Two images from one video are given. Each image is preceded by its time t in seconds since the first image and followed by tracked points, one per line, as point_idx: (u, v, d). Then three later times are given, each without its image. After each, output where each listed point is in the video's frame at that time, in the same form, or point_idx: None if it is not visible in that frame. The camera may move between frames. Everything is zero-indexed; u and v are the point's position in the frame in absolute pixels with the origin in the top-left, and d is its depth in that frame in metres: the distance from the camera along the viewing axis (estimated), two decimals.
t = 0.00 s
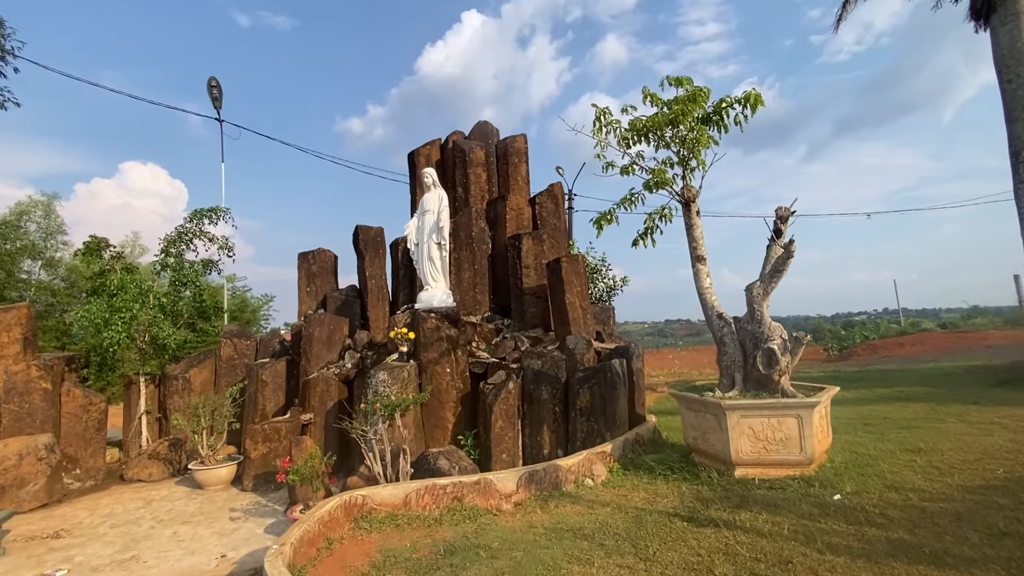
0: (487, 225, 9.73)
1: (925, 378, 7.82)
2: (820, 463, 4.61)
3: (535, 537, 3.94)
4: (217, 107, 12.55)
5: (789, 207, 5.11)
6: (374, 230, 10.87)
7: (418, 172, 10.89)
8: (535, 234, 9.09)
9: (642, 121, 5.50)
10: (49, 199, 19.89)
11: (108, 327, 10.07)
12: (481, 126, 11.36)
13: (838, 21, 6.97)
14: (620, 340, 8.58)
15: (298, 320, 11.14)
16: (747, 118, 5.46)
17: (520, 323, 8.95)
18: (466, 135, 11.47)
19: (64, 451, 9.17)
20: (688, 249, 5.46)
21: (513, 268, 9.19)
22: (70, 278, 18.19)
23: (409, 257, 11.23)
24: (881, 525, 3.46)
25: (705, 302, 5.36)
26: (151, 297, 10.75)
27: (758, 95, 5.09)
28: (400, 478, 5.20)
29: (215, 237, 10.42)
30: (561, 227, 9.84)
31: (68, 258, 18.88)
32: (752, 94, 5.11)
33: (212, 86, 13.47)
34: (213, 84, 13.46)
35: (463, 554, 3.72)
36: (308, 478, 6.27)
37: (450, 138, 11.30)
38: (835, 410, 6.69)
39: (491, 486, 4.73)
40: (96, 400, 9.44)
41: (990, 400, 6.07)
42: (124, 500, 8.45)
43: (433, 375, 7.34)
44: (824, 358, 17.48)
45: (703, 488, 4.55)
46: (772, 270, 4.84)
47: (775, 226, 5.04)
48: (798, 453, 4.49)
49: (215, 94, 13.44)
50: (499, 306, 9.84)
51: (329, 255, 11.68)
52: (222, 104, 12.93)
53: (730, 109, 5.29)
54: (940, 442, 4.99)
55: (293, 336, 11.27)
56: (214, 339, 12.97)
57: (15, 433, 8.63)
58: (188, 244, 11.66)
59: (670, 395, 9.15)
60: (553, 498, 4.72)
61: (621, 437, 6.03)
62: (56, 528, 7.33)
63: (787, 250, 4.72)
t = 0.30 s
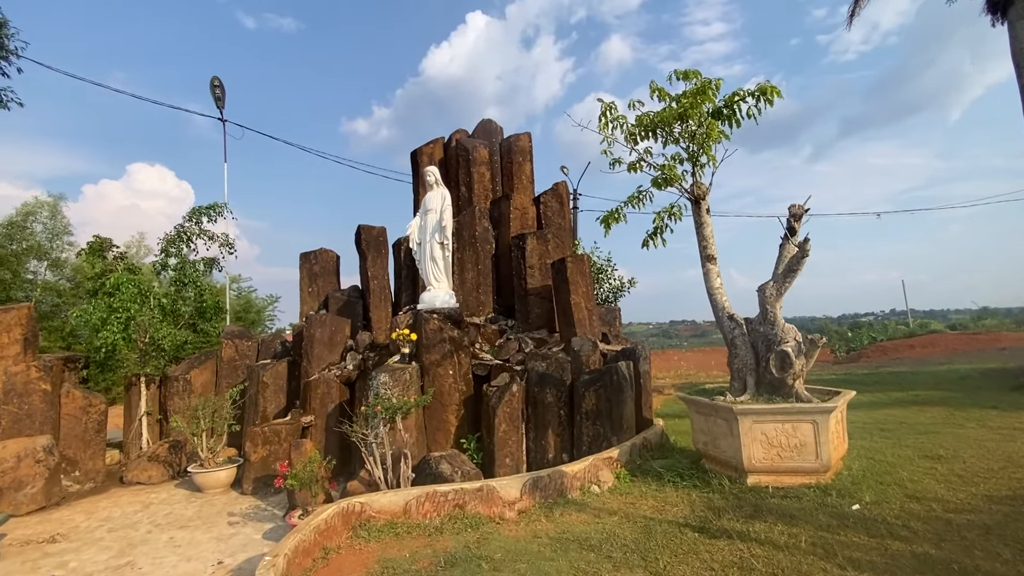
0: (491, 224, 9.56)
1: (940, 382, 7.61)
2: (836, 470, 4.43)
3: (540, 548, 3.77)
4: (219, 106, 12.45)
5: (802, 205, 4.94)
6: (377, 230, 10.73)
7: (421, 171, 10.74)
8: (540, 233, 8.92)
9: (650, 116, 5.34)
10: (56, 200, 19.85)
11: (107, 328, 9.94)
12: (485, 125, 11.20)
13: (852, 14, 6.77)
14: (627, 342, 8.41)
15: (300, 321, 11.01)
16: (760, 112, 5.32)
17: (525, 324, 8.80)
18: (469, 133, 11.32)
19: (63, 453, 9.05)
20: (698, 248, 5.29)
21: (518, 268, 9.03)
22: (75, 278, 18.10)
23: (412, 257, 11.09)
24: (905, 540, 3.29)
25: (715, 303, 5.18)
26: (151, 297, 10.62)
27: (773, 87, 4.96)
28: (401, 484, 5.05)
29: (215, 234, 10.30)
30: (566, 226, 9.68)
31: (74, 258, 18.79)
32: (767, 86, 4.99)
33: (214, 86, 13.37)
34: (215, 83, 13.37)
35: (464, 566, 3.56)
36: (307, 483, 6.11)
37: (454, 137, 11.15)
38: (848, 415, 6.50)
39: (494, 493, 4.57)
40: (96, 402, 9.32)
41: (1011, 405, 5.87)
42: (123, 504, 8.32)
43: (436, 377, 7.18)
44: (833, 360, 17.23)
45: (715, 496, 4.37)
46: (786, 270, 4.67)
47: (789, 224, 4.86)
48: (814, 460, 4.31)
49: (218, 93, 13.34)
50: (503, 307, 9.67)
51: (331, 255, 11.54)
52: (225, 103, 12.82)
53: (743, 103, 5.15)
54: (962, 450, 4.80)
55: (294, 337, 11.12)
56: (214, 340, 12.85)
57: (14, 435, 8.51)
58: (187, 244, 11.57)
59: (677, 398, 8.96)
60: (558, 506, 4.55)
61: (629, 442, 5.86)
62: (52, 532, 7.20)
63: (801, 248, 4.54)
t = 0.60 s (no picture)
0: (493, 225, 9.37)
1: (957, 387, 7.37)
2: (854, 481, 4.22)
3: (542, 564, 3.57)
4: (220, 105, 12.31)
5: (816, 204, 4.73)
6: (378, 231, 10.56)
7: (423, 172, 10.57)
8: (543, 234, 8.73)
9: (656, 112, 5.14)
10: (60, 203, 19.72)
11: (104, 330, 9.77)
12: (487, 124, 11.02)
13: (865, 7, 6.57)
14: (632, 345, 8.21)
15: (300, 323, 10.84)
16: (772, 107, 5.12)
17: (528, 326, 8.60)
18: (472, 132, 11.15)
19: (58, 458, 8.88)
20: (707, 248, 5.09)
21: (520, 269, 8.85)
22: (78, 280, 17.98)
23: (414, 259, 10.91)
24: (931, 560, 3.07)
25: (725, 306, 4.98)
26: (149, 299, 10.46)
27: (785, 79, 4.76)
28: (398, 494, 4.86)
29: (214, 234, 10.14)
30: (570, 227, 9.48)
31: (76, 260, 18.68)
32: (779, 78, 4.79)
33: (215, 86, 13.24)
34: (216, 83, 13.23)
35: None
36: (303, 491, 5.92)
37: (456, 137, 10.98)
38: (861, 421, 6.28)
39: (495, 505, 4.37)
40: (92, 405, 9.15)
41: None
42: (118, 510, 8.14)
43: (436, 381, 6.98)
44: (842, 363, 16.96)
45: (726, 508, 4.16)
46: (801, 271, 4.47)
47: (803, 224, 4.66)
48: (830, 471, 4.10)
49: (219, 94, 13.20)
50: (506, 309, 9.48)
51: (332, 257, 11.37)
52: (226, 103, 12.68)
53: (753, 96, 4.96)
54: (984, 460, 4.58)
55: (293, 339, 10.95)
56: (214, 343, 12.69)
57: (9, 439, 8.34)
58: (185, 245, 11.42)
59: (684, 402, 8.74)
60: (562, 518, 4.36)
61: (635, 449, 5.65)
62: (44, 540, 7.03)
63: (817, 249, 4.34)
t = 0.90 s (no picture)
0: (496, 227, 9.20)
1: (973, 393, 7.16)
2: (872, 495, 4.03)
3: None
4: (220, 107, 12.18)
5: (830, 205, 4.56)
6: (379, 234, 10.40)
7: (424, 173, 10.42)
8: (546, 236, 8.56)
9: (663, 110, 4.97)
10: (64, 206, 19.64)
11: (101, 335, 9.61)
12: (489, 125, 10.87)
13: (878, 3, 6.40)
14: (638, 350, 8.02)
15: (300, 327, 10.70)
16: (783, 105, 4.94)
17: (531, 331, 8.42)
18: (474, 134, 10.99)
19: (54, 464, 8.72)
20: (717, 251, 4.91)
21: (523, 272, 8.68)
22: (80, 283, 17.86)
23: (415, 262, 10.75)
24: None
25: (736, 311, 4.80)
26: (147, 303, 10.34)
27: (797, 75, 4.58)
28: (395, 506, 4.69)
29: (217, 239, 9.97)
30: (574, 229, 9.32)
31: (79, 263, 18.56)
32: (790, 75, 4.61)
33: (216, 87, 13.11)
34: (217, 85, 13.11)
35: None
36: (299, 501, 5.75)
37: (458, 138, 10.83)
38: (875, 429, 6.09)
39: (496, 519, 4.19)
40: (89, 411, 8.99)
41: None
42: (113, 518, 7.98)
43: (437, 388, 6.81)
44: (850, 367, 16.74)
45: (738, 523, 3.98)
46: (816, 275, 4.28)
47: (817, 226, 4.48)
48: (847, 484, 3.91)
49: (220, 95, 13.08)
50: (509, 313, 9.31)
51: (333, 260, 11.23)
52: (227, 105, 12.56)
53: (764, 94, 4.79)
54: (1008, 472, 4.39)
55: (293, 344, 10.79)
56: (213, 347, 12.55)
57: (4, 446, 8.14)
58: (185, 248, 11.29)
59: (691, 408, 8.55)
60: (566, 533, 4.17)
61: (642, 459, 5.47)
62: (37, 550, 6.87)
63: (833, 252, 4.16)
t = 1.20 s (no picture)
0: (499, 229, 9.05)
1: (989, 399, 6.97)
2: (890, 507, 3.86)
3: None
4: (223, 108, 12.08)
5: (844, 205, 4.39)
6: (381, 235, 10.26)
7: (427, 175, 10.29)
8: (550, 238, 8.41)
9: (670, 107, 4.82)
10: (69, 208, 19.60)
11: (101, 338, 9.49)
12: (493, 126, 10.73)
13: None
14: (644, 354, 7.86)
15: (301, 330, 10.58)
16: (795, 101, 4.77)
17: (535, 334, 8.27)
18: (477, 135, 10.86)
19: (52, 468, 8.60)
20: (727, 253, 4.75)
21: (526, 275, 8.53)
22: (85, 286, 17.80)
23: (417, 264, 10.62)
24: None
25: (746, 314, 4.63)
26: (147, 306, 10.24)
27: (808, 70, 4.41)
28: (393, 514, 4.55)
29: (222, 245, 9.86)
30: (578, 231, 9.17)
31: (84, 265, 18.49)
32: (800, 70, 4.45)
33: (219, 89, 13.01)
34: (220, 86, 13.03)
35: None
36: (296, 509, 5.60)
37: (461, 139, 10.70)
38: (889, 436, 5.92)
39: (498, 530, 4.04)
40: (88, 415, 8.88)
41: None
42: (110, 524, 7.85)
43: (439, 392, 6.67)
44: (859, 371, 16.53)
45: (750, 536, 3.81)
46: (831, 277, 4.12)
47: (830, 227, 4.32)
48: (864, 496, 3.74)
49: (223, 97, 12.99)
50: (512, 316, 9.16)
51: (335, 262, 11.11)
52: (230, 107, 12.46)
53: (775, 90, 4.63)
54: None
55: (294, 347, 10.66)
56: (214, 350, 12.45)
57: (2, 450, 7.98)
58: (187, 251, 11.19)
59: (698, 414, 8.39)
60: (571, 544, 4.02)
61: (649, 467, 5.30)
62: (31, 557, 6.74)
63: (848, 253, 4.00)
